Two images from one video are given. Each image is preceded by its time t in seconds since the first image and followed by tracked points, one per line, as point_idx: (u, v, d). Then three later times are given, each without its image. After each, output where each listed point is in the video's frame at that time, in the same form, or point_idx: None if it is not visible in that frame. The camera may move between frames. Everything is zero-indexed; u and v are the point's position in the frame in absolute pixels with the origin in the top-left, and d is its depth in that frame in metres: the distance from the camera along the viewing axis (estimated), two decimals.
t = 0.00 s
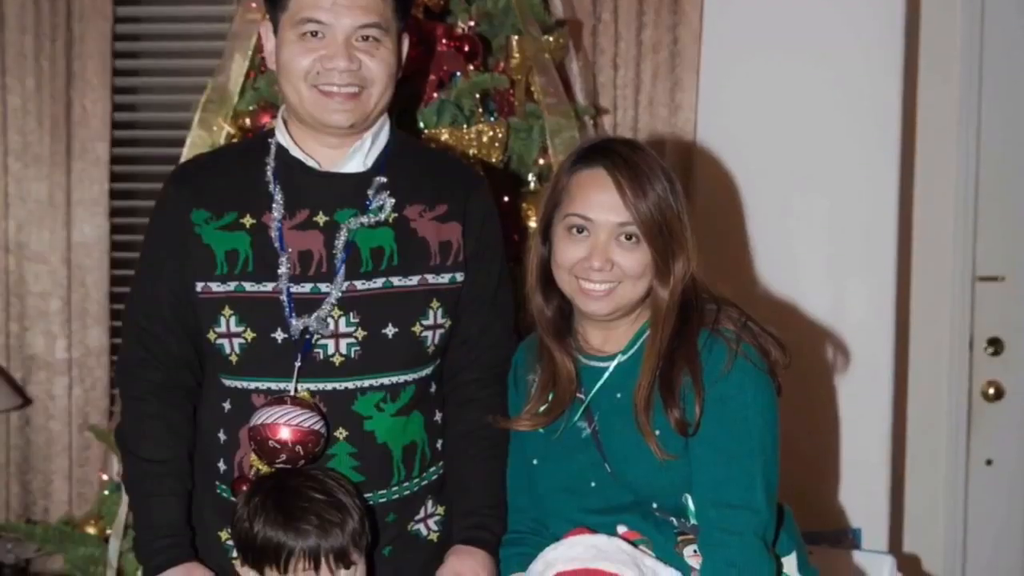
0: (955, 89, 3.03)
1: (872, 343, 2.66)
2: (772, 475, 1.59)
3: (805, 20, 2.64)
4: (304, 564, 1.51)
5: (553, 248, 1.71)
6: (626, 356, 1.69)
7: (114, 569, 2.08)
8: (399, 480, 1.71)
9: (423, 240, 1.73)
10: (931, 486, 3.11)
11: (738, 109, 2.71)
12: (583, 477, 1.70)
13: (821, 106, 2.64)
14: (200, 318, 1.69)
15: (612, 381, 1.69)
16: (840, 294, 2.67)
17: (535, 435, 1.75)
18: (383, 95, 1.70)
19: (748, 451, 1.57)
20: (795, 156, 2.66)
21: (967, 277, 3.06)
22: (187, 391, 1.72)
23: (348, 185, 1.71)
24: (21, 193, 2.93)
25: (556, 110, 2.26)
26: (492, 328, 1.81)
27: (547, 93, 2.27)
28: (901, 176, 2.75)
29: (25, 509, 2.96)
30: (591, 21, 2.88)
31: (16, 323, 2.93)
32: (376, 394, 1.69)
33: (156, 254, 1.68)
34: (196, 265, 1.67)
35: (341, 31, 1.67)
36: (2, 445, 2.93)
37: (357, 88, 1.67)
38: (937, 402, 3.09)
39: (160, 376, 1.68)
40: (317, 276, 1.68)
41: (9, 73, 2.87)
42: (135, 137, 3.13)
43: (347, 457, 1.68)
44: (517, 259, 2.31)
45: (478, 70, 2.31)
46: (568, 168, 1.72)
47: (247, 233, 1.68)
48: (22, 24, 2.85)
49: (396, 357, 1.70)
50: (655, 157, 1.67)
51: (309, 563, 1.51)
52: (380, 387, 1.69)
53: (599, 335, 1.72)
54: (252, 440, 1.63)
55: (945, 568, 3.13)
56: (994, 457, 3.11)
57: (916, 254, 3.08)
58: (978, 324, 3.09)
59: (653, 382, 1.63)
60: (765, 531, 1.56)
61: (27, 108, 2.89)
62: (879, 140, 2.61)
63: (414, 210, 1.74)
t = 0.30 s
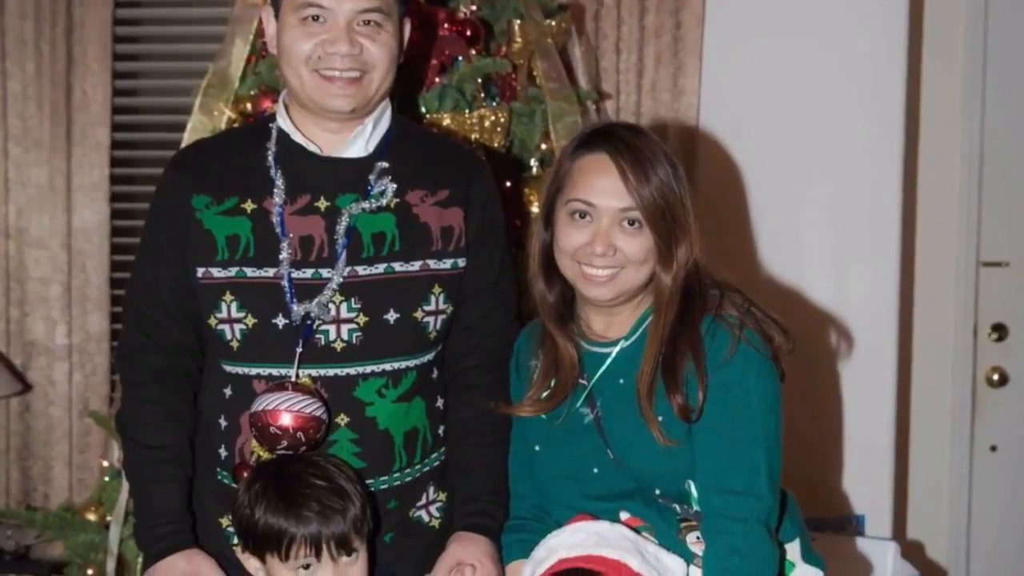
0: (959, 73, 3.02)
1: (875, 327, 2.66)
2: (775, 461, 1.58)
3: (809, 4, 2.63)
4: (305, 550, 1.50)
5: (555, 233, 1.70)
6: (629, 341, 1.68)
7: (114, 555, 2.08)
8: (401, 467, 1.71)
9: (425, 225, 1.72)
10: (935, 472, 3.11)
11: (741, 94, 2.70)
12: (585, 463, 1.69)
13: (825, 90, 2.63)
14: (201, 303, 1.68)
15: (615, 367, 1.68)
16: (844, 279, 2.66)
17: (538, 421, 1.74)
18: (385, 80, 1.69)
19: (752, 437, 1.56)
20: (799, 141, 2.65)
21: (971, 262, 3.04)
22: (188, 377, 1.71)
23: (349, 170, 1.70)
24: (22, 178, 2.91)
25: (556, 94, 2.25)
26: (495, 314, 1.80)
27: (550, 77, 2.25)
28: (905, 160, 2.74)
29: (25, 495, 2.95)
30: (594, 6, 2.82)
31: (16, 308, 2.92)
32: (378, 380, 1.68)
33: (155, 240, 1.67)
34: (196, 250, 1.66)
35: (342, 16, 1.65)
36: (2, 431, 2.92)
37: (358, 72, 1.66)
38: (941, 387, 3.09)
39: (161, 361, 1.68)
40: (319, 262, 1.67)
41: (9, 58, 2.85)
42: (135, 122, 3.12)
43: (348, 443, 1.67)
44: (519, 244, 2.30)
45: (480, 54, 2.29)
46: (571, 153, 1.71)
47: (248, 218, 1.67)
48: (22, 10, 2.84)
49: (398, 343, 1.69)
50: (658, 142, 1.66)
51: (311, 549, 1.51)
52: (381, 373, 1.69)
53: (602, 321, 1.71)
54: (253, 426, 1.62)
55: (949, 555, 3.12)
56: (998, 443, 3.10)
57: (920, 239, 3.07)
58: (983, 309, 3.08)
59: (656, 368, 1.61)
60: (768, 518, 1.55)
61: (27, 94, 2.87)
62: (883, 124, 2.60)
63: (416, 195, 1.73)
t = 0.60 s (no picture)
0: (962, 58, 3.00)
1: (879, 313, 2.65)
2: (778, 447, 1.57)
3: None
4: (306, 536, 1.49)
5: (557, 219, 1.69)
6: (632, 328, 1.66)
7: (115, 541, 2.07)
8: (403, 453, 1.70)
9: (427, 210, 1.71)
10: (938, 458, 3.10)
11: (744, 79, 2.68)
12: (588, 450, 1.68)
13: (828, 75, 2.61)
14: (201, 289, 1.67)
15: (617, 352, 1.67)
16: (847, 265, 2.65)
17: (539, 407, 1.73)
18: (386, 65, 1.67)
19: (755, 422, 1.55)
20: (802, 126, 2.63)
21: (975, 248, 3.03)
22: (189, 363, 1.71)
23: (351, 156, 1.69)
24: (21, 163, 2.89)
25: (559, 79, 2.22)
26: (496, 300, 1.79)
27: (552, 62, 2.22)
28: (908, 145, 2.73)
29: (25, 482, 2.94)
30: None
31: (16, 294, 2.91)
32: (380, 365, 1.68)
33: (155, 225, 1.66)
34: (197, 236, 1.66)
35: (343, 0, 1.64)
36: (2, 417, 2.91)
37: (359, 57, 1.64)
38: (944, 373, 3.08)
39: (162, 347, 1.67)
40: (320, 247, 1.66)
41: (8, 42, 2.84)
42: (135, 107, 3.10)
43: (350, 430, 1.67)
44: (521, 230, 2.29)
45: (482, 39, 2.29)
46: (572, 138, 1.69)
47: (249, 204, 1.66)
48: None
49: (400, 329, 1.68)
50: (661, 127, 1.65)
51: (312, 536, 1.50)
52: (383, 359, 1.68)
53: (604, 306, 1.70)
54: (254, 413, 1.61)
55: (953, 541, 3.11)
56: (1002, 429, 3.10)
57: (923, 225, 3.06)
58: (986, 294, 3.07)
59: (658, 354, 1.60)
60: (772, 504, 1.55)
61: (27, 78, 2.85)
62: (887, 109, 2.59)
63: (418, 180, 1.72)
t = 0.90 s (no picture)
0: (967, 43, 2.99)
1: (883, 298, 2.64)
2: (782, 434, 1.56)
3: None
4: (308, 523, 1.49)
5: (560, 204, 1.68)
6: (634, 313, 1.65)
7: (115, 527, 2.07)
8: (405, 439, 1.69)
9: (429, 195, 1.70)
10: (942, 444, 3.09)
11: (748, 64, 2.67)
12: (590, 436, 1.67)
13: (831, 61, 2.60)
14: (202, 274, 1.66)
15: (620, 338, 1.66)
16: (851, 251, 2.63)
17: (541, 393, 1.72)
18: (388, 50, 1.66)
19: (758, 408, 1.53)
20: (805, 111, 2.62)
21: (979, 233, 3.02)
22: (189, 349, 1.70)
23: (352, 141, 1.67)
24: (21, 148, 2.88)
25: (562, 64, 2.19)
26: (499, 286, 1.78)
27: (554, 47, 2.20)
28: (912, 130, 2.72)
29: (25, 468, 2.94)
30: None
31: (16, 280, 2.90)
32: (382, 351, 1.67)
33: (155, 211, 1.66)
34: (197, 221, 1.65)
35: None
36: (2, 403, 2.91)
37: (361, 42, 1.63)
38: (948, 359, 3.06)
39: (163, 334, 1.66)
40: (321, 233, 1.65)
41: (8, 27, 2.82)
42: (136, 92, 3.09)
43: (351, 416, 1.66)
44: (524, 216, 2.28)
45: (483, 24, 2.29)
46: (575, 123, 1.68)
47: (250, 189, 1.65)
48: None
49: (402, 315, 1.67)
50: (664, 112, 1.63)
51: (313, 523, 1.49)
52: (385, 345, 1.67)
53: (607, 292, 1.69)
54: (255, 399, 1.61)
55: (956, 527, 3.11)
56: (1006, 415, 3.09)
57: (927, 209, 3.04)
58: (991, 280, 3.06)
59: (661, 340, 1.60)
60: (775, 491, 1.53)
61: (27, 62, 2.84)
62: (891, 94, 2.58)
63: (419, 165, 1.71)
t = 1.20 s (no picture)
0: (970, 27, 2.97)
1: (886, 283, 2.63)
2: (785, 420, 1.55)
3: None
4: (309, 510, 1.48)
5: (562, 189, 1.67)
6: (636, 299, 1.64)
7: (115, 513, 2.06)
8: (407, 426, 1.68)
9: (431, 181, 1.68)
10: (946, 430, 3.09)
11: (750, 49, 2.65)
12: (593, 422, 1.66)
13: (835, 45, 2.59)
14: (203, 260, 1.65)
15: (622, 325, 1.65)
16: (854, 236, 2.62)
17: (543, 379, 1.72)
18: (390, 35, 1.65)
19: (761, 395, 1.52)
20: (809, 95, 2.61)
21: (983, 219, 3.00)
22: (190, 335, 1.69)
23: (354, 126, 1.66)
24: (21, 133, 2.86)
25: (564, 49, 2.19)
26: (501, 271, 1.77)
27: (556, 31, 2.20)
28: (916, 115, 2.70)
29: (25, 454, 2.93)
30: None
31: (16, 265, 2.88)
32: (383, 337, 1.66)
33: (155, 196, 1.65)
34: (198, 207, 1.64)
35: None
36: (2, 389, 2.90)
37: (363, 26, 1.62)
38: (952, 344, 3.06)
39: (163, 320, 1.66)
40: (322, 218, 1.64)
41: (8, 12, 2.81)
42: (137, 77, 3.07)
43: (353, 402, 1.65)
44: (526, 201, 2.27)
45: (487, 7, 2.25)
46: (577, 108, 1.67)
47: (251, 174, 1.64)
48: None
49: (403, 301, 1.66)
50: (667, 97, 1.62)
51: (314, 509, 1.48)
52: (387, 330, 1.66)
53: (610, 278, 1.68)
54: (256, 385, 1.60)
55: (960, 513, 3.10)
56: (1010, 401, 3.08)
57: (930, 195, 3.03)
58: (995, 266, 3.04)
59: (664, 326, 1.59)
60: (778, 478, 1.52)
61: (27, 47, 2.83)
62: (895, 78, 2.56)
63: (421, 150, 1.69)
